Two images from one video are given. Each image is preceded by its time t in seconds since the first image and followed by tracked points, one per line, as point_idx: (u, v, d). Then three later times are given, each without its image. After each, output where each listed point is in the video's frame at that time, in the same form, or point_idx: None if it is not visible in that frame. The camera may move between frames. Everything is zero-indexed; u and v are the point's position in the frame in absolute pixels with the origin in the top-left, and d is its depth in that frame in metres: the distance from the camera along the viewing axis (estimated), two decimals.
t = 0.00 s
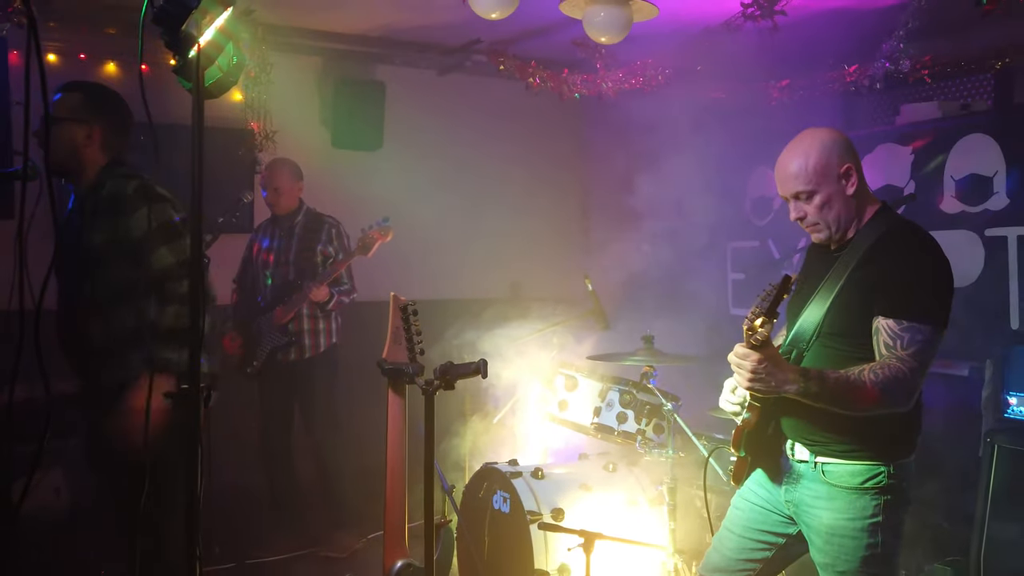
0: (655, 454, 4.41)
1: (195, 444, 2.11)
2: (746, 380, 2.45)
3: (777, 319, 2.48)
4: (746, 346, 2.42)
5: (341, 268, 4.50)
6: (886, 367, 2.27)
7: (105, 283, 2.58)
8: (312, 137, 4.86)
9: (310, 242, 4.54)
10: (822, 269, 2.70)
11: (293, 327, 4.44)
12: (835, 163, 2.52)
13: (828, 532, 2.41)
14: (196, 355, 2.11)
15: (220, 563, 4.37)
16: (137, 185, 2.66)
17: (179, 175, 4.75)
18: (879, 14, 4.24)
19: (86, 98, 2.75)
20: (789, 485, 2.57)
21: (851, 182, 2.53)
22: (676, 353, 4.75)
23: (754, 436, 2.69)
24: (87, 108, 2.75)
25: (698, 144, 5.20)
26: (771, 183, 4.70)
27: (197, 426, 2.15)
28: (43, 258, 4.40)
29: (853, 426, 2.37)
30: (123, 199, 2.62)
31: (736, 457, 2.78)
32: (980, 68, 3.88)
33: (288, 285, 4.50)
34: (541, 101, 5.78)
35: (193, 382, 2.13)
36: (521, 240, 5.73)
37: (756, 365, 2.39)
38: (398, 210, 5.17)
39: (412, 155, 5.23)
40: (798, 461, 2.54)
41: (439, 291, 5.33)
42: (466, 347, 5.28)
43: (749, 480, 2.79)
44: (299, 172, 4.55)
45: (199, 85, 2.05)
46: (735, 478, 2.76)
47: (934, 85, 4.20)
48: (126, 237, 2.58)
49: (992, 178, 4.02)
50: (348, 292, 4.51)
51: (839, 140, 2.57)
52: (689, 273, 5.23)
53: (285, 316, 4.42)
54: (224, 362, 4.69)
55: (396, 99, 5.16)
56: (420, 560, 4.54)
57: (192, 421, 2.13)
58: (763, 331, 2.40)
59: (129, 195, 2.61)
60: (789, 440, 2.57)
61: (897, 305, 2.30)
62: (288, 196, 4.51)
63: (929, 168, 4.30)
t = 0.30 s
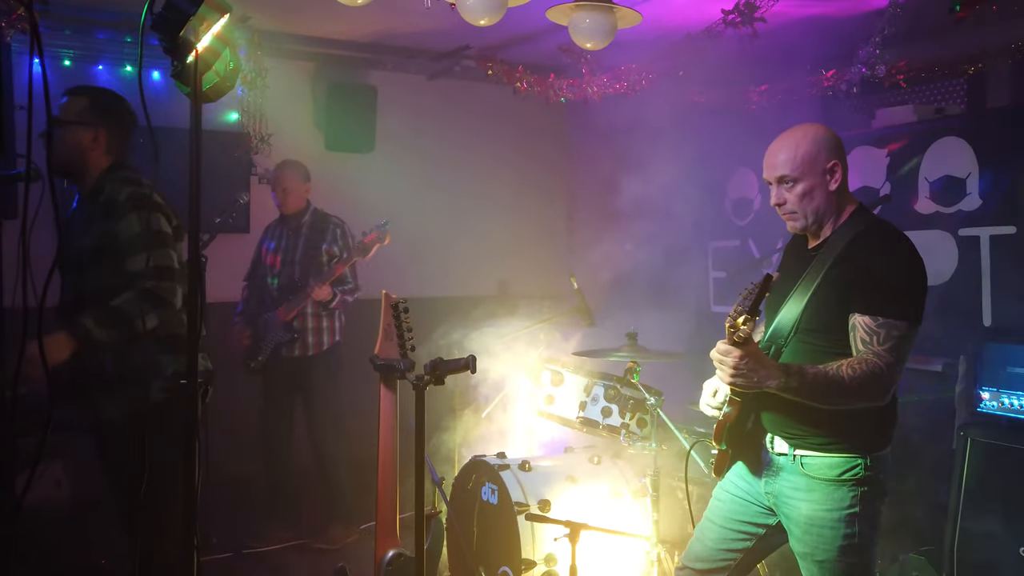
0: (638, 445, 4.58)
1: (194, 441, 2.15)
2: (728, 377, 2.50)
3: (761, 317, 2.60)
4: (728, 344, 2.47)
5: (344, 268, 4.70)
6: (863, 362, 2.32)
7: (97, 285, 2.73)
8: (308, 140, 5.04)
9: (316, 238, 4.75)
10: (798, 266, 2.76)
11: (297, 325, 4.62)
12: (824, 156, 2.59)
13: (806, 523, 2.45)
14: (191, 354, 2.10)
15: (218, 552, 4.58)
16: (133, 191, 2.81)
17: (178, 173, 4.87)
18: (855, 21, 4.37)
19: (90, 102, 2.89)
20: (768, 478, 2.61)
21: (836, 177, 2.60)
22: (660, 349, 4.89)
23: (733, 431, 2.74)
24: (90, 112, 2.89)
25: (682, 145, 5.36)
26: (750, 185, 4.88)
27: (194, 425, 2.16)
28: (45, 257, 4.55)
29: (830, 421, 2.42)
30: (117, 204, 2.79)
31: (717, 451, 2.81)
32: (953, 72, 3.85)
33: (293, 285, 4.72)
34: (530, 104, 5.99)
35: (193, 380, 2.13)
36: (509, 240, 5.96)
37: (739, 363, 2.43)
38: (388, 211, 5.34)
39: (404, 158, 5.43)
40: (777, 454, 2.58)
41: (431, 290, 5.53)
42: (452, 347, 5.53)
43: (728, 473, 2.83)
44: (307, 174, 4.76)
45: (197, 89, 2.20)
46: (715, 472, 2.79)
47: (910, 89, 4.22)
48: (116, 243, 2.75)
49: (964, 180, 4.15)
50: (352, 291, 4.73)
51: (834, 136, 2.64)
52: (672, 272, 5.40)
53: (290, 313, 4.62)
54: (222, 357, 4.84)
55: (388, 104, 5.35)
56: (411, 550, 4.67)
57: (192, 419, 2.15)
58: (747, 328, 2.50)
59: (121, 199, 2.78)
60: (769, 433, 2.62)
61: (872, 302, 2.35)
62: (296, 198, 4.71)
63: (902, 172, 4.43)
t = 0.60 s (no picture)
0: (637, 445, 4.58)
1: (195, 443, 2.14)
2: (728, 377, 2.52)
3: (760, 317, 2.59)
4: (728, 345, 2.50)
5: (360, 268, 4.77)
6: (863, 362, 2.32)
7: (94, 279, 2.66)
8: (308, 140, 5.06)
9: (333, 237, 4.77)
10: (798, 266, 2.76)
11: (313, 327, 4.66)
12: (826, 157, 2.59)
13: (806, 523, 2.45)
14: (190, 356, 2.09)
15: (218, 551, 4.56)
16: (134, 189, 2.81)
17: (178, 173, 4.86)
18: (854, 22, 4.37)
19: (89, 103, 2.89)
20: (769, 478, 2.61)
21: (837, 177, 2.60)
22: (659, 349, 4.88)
23: (733, 431, 2.74)
24: (90, 112, 2.89)
25: (682, 145, 5.36)
26: (750, 184, 4.88)
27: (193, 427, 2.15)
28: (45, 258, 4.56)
29: (830, 420, 2.42)
30: (117, 200, 2.77)
31: (717, 452, 2.80)
32: (953, 72, 3.86)
33: (308, 285, 4.75)
34: (530, 104, 6.00)
35: (193, 381, 2.12)
36: (508, 240, 5.97)
37: (738, 362, 2.46)
38: (388, 211, 5.35)
39: (404, 158, 5.44)
40: (778, 454, 2.57)
41: (432, 290, 5.54)
42: (452, 347, 5.55)
43: (728, 474, 2.83)
44: (327, 172, 4.92)
45: (196, 88, 2.20)
46: (715, 472, 2.78)
47: (909, 89, 4.25)
48: (112, 239, 2.70)
49: (965, 180, 4.14)
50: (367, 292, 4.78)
51: (836, 137, 2.64)
52: (671, 272, 5.41)
53: (306, 314, 4.63)
54: (223, 357, 4.86)
55: (388, 104, 5.35)
56: (411, 550, 4.68)
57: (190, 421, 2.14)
58: (746, 330, 2.53)
59: (121, 198, 2.76)
60: (769, 434, 2.62)
61: (873, 302, 2.35)
62: (315, 193, 4.83)
63: (902, 172, 4.42)
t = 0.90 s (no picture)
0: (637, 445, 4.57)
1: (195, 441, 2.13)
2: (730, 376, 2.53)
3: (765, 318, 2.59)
4: (731, 345, 2.50)
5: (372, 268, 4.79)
6: (865, 362, 2.32)
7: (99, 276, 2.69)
8: (308, 140, 5.06)
9: (348, 238, 4.79)
10: (798, 266, 2.76)
11: (325, 328, 4.68)
12: (826, 158, 2.58)
13: (806, 523, 2.45)
14: (191, 353, 2.08)
15: (218, 552, 4.56)
16: (136, 188, 2.80)
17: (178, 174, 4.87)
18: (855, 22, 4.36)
19: (86, 104, 2.88)
20: (769, 478, 2.61)
21: (837, 178, 2.60)
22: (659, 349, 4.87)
23: (733, 431, 2.73)
24: (88, 113, 2.88)
25: (682, 144, 5.35)
26: (750, 184, 4.88)
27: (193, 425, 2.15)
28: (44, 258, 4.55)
29: (831, 421, 2.42)
30: (119, 199, 2.76)
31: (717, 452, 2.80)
32: (953, 72, 3.86)
33: (322, 287, 4.77)
34: (530, 104, 6.01)
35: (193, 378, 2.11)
36: (508, 239, 5.97)
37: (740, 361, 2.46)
38: (388, 211, 5.35)
39: (404, 158, 5.44)
40: (778, 455, 2.57)
41: (432, 289, 5.55)
42: (451, 348, 5.56)
43: (728, 473, 2.83)
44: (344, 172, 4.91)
45: (196, 88, 2.20)
46: (715, 472, 2.78)
47: (909, 89, 4.30)
48: (115, 235, 2.71)
49: (965, 179, 4.14)
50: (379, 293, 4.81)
51: (834, 137, 2.63)
52: (670, 272, 5.41)
53: (317, 316, 4.64)
54: (224, 357, 4.86)
55: (387, 104, 5.35)
56: (411, 551, 4.68)
57: (190, 418, 2.14)
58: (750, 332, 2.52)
59: (123, 198, 2.75)
60: (769, 434, 2.61)
61: (874, 303, 2.34)
62: (332, 193, 4.84)
63: (902, 171, 4.42)
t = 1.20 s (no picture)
0: (637, 445, 4.56)
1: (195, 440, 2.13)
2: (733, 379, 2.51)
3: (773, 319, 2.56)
4: (735, 347, 2.48)
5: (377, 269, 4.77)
6: (869, 364, 2.32)
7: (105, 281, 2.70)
8: (308, 140, 5.07)
9: (356, 238, 4.76)
10: (799, 266, 2.76)
11: (332, 326, 4.66)
12: (832, 153, 2.58)
13: (807, 523, 2.45)
14: (190, 353, 2.07)
15: (217, 552, 4.56)
16: (140, 189, 2.80)
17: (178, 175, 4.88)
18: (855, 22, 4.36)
19: (85, 105, 2.88)
20: (769, 478, 2.61)
21: (842, 176, 2.60)
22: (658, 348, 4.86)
23: (734, 431, 2.73)
24: (87, 113, 2.88)
25: (682, 144, 5.35)
26: (750, 184, 4.89)
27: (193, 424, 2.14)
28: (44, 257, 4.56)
29: (833, 421, 2.42)
30: (124, 200, 2.76)
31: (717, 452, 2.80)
32: (953, 72, 3.88)
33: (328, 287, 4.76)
34: (530, 105, 6.02)
35: (192, 378, 2.11)
36: (508, 239, 5.98)
37: (746, 362, 2.43)
38: (388, 212, 5.35)
39: (404, 157, 5.45)
40: (779, 455, 2.57)
41: (432, 289, 5.55)
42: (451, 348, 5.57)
43: (728, 473, 2.83)
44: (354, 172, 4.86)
45: (196, 89, 2.20)
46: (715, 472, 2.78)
47: (910, 88, 4.30)
48: (120, 239, 2.72)
49: (965, 179, 4.14)
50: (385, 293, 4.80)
51: (840, 135, 2.63)
52: (670, 272, 5.42)
53: (321, 316, 4.64)
54: (224, 357, 4.86)
55: (387, 104, 5.36)
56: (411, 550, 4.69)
57: (189, 418, 2.13)
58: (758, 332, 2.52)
59: (128, 198, 2.75)
60: (769, 434, 2.61)
61: (876, 303, 2.34)
62: (342, 191, 4.79)
63: (902, 171, 4.42)
